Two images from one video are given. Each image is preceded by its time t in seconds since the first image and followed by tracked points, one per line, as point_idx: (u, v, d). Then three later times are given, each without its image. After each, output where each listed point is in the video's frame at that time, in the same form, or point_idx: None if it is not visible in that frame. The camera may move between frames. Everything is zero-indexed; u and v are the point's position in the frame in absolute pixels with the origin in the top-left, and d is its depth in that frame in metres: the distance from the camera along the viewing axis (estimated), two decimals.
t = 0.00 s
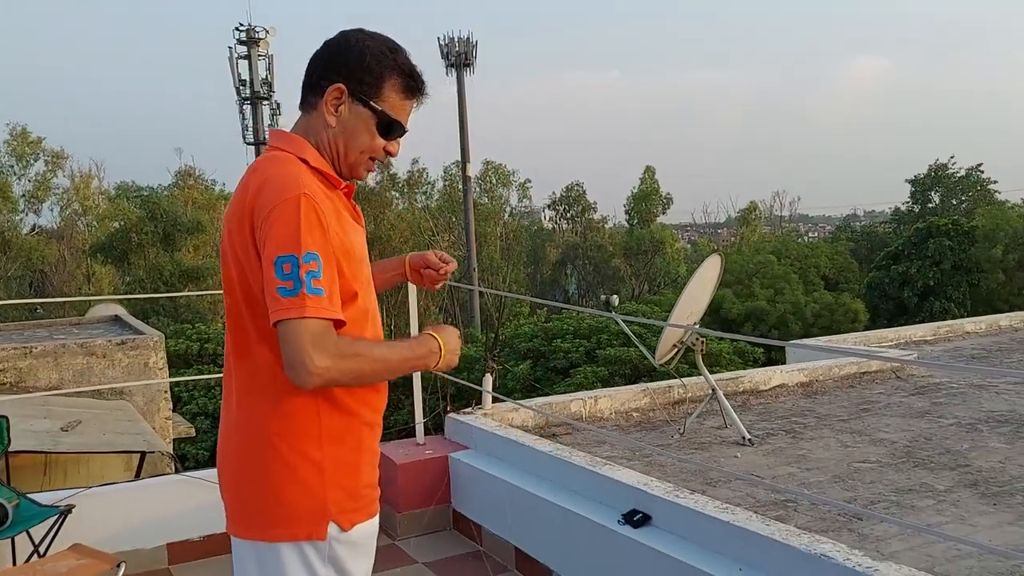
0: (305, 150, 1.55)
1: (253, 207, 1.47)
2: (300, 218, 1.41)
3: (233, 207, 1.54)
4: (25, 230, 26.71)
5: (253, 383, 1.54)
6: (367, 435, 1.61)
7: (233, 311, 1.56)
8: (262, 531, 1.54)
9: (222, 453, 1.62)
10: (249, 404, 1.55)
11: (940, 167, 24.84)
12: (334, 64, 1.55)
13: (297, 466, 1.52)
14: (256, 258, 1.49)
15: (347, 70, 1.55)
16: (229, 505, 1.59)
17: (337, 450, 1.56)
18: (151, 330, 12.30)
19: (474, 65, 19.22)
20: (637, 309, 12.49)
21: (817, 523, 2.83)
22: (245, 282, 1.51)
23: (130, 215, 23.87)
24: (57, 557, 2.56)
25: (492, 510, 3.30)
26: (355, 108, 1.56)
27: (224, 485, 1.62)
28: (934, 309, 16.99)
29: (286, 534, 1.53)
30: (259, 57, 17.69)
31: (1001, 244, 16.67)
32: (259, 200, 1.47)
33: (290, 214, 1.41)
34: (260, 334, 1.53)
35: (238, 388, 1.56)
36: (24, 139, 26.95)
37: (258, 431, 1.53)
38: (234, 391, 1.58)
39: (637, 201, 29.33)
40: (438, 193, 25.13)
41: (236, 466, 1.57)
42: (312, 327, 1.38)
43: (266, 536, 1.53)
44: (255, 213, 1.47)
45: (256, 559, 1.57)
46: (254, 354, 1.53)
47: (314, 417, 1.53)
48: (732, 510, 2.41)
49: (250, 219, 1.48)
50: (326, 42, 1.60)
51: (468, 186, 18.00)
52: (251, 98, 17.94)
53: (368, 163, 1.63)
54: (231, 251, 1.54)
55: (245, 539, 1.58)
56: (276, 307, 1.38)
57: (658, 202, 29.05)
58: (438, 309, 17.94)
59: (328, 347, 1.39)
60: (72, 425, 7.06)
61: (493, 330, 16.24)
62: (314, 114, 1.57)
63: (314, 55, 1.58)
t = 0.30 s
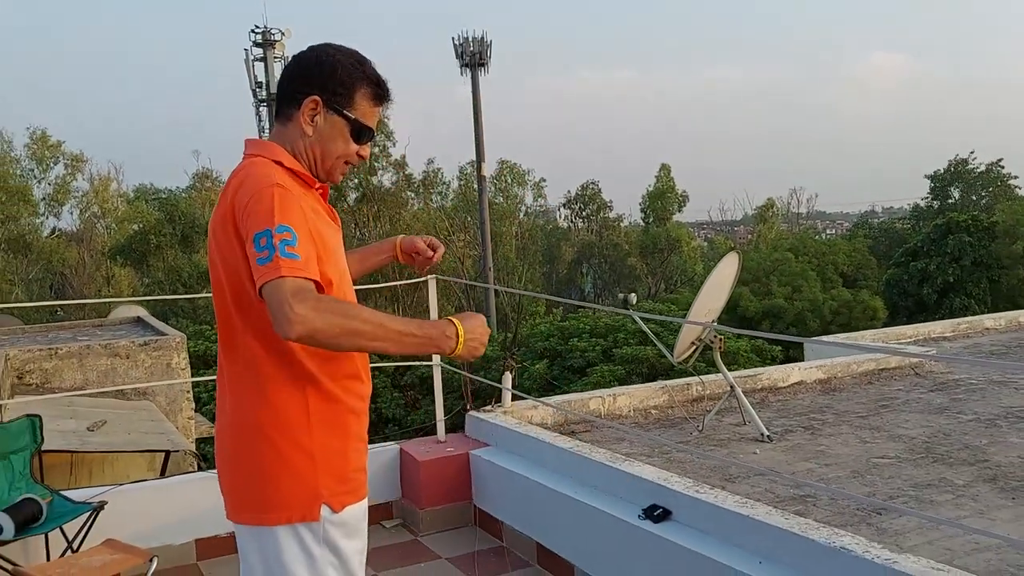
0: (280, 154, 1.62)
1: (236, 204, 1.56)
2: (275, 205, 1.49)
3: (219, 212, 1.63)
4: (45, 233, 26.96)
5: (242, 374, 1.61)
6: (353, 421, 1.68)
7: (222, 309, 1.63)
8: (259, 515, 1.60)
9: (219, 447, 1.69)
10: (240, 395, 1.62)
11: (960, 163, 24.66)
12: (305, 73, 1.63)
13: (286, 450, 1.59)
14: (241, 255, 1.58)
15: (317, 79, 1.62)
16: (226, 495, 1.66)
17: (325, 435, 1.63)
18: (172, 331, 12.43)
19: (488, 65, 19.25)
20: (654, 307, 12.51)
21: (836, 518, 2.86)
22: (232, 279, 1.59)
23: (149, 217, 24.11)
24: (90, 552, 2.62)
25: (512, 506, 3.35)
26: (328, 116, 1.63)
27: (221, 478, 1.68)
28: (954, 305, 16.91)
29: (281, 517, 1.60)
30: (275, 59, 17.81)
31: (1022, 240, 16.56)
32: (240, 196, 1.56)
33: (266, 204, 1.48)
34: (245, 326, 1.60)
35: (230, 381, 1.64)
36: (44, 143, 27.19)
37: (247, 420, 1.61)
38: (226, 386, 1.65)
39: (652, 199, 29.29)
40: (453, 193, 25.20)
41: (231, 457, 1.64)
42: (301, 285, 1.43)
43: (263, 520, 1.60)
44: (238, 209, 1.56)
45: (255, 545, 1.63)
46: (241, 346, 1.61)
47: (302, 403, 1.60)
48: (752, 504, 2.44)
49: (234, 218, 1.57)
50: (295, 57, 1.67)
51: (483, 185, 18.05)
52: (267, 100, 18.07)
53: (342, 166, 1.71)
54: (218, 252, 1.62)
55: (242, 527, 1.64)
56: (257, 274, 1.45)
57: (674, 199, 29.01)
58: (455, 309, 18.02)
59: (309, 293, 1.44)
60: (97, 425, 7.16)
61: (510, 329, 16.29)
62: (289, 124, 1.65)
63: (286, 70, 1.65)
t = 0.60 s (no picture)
0: (280, 155, 1.57)
1: (241, 202, 1.54)
2: (276, 198, 1.46)
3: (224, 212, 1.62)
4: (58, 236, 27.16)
5: (248, 367, 1.62)
6: (357, 409, 1.68)
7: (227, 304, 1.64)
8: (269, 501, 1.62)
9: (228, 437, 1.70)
10: (247, 386, 1.63)
11: (972, 160, 24.54)
12: (305, 77, 1.57)
13: (294, 436, 1.60)
14: (246, 250, 1.58)
15: (318, 82, 1.56)
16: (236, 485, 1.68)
17: (329, 422, 1.63)
18: (189, 331, 12.56)
19: (497, 65, 19.29)
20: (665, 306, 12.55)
21: (851, 510, 2.90)
22: (237, 275, 1.59)
23: (161, 219, 24.29)
24: (121, 545, 2.69)
25: (531, 501, 3.39)
26: (327, 117, 1.58)
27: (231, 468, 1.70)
28: (966, 303, 16.88)
29: (290, 503, 1.61)
30: (285, 61, 17.92)
31: None
32: (244, 196, 1.53)
33: (268, 197, 1.46)
34: (249, 320, 1.60)
35: (237, 375, 1.65)
36: (57, 146, 27.41)
37: (255, 410, 1.61)
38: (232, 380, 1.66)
39: (662, 198, 29.31)
40: (462, 194, 25.24)
41: (241, 445, 1.65)
42: (318, 269, 1.39)
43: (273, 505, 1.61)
44: (241, 206, 1.53)
45: (266, 530, 1.64)
46: (245, 339, 1.61)
47: (306, 393, 1.61)
48: (768, 498, 2.49)
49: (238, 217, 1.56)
50: (295, 60, 1.61)
51: (493, 185, 18.10)
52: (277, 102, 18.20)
53: (341, 167, 1.65)
54: (223, 248, 1.63)
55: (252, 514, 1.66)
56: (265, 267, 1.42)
57: (684, 199, 29.00)
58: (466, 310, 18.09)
59: (330, 277, 1.39)
60: (117, 425, 7.25)
61: (521, 328, 16.36)
62: (289, 125, 1.60)
63: (288, 71, 1.61)
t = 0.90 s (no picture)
0: (304, 151, 1.62)
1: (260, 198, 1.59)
2: (292, 200, 1.50)
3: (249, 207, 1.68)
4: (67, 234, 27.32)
5: (266, 359, 1.67)
6: (372, 404, 1.71)
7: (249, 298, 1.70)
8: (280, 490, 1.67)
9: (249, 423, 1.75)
10: (265, 376, 1.68)
11: (981, 153, 24.46)
12: (332, 77, 1.62)
13: (306, 429, 1.64)
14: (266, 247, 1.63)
15: (345, 82, 1.61)
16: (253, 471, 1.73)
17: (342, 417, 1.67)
18: (201, 326, 12.69)
19: (504, 61, 19.34)
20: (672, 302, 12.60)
21: (861, 497, 2.97)
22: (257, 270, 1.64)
23: (170, 217, 24.45)
24: (149, 531, 2.77)
25: (544, 490, 3.46)
26: (358, 116, 1.63)
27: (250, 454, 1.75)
28: (974, 297, 16.89)
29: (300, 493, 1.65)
30: (292, 58, 18.02)
31: None
32: (263, 195, 1.59)
33: (286, 197, 1.51)
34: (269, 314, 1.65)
35: (257, 365, 1.70)
36: (66, 144, 27.56)
37: (270, 401, 1.66)
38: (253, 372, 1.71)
39: (669, 193, 29.32)
40: (469, 190, 25.28)
41: (258, 434, 1.70)
42: (311, 273, 1.44)
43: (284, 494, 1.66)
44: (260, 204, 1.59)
45: (277, 516, 1.69)
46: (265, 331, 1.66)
47: (320, 388, 1.64)
48: (778, 483, 2.55)
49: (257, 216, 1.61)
50: (328, 58, 1.66)
51: (500, 181, 18.17)
52: (284, 99, 18.30)
53: (370, 165, 1.71)
54: (246, 244, 1.68)
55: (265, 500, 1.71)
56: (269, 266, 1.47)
57: (690, 194, 29.02)
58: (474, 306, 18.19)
59: (317, 282, 1.45)
60: (133, 419, 7.35)
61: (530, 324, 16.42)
62: (319, 122, 1.64)
63: (319, 69, 1.65)
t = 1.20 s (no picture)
0: (332, 145, 1.59)
1: (285, 187, 1.54)
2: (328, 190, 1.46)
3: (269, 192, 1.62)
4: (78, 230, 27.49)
5: (278, 346, 1.58)
6: (382, 397, 1.61)
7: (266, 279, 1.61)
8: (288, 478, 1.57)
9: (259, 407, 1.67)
10: (277, 363, 1.59)
11: (992, 149, 24.35)
12: (366, 71, 1.61)
13: (314, 421, 1.55)
14: (286, 234, 1.55)
15: (378, 76, 1.61)
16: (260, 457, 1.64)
17: (353, 408, 1.57)
18: (214, 320, 12.80)
19: (512, 56, 19.37)
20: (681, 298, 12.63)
21: (868, 485, 3.02)
22: (275, 256, 1.56)
23: (180, 212, 24.60)
24: (173, 515, 2.84)
25: (558, 480, 3.51)
26: (391, 112, 1.65)
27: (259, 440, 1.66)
28: (984, 293, 16.83)
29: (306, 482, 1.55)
30: (301, 54, 18.11)
31: None
32: (288, 183, 1.52)
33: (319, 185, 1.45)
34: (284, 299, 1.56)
35: (269, 350, 1.61)
36: (76, 140, 27.73)
37: (280, 388, 1.58)
38: (265, 355, 1.62)
39: (677, 188, 29.29)
40: (477, 186, 25.28)
41: (266, 419, 1.61)
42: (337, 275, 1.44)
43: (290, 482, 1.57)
44: (284, 193, 1.53)
45: (281, 504, 1.59)
46: (279, 317, 1.57)
47: (332, 381, 1.55)
48: (787, 470, 2.60)
49: (279, 203, 1.54)
50: (357, 49, 1.65)
51: (508, 176, 18.22)
52: (293, 95, 18.40)
53: (390, 157, 1.72)
54: (264, 227, 1.60)
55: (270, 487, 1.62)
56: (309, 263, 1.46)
57: (699, 189, 28.98)
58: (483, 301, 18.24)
59: (348, 282, 1.44)
60: (149, 411, 7.45)
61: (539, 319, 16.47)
62: (348, 112, 1.63)
63: (349, 61, 1.64)
